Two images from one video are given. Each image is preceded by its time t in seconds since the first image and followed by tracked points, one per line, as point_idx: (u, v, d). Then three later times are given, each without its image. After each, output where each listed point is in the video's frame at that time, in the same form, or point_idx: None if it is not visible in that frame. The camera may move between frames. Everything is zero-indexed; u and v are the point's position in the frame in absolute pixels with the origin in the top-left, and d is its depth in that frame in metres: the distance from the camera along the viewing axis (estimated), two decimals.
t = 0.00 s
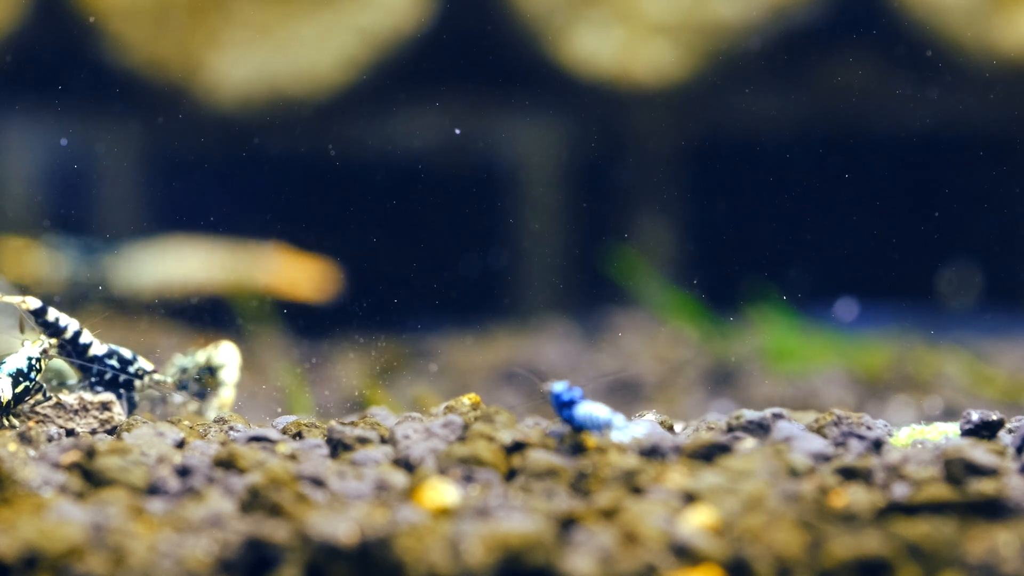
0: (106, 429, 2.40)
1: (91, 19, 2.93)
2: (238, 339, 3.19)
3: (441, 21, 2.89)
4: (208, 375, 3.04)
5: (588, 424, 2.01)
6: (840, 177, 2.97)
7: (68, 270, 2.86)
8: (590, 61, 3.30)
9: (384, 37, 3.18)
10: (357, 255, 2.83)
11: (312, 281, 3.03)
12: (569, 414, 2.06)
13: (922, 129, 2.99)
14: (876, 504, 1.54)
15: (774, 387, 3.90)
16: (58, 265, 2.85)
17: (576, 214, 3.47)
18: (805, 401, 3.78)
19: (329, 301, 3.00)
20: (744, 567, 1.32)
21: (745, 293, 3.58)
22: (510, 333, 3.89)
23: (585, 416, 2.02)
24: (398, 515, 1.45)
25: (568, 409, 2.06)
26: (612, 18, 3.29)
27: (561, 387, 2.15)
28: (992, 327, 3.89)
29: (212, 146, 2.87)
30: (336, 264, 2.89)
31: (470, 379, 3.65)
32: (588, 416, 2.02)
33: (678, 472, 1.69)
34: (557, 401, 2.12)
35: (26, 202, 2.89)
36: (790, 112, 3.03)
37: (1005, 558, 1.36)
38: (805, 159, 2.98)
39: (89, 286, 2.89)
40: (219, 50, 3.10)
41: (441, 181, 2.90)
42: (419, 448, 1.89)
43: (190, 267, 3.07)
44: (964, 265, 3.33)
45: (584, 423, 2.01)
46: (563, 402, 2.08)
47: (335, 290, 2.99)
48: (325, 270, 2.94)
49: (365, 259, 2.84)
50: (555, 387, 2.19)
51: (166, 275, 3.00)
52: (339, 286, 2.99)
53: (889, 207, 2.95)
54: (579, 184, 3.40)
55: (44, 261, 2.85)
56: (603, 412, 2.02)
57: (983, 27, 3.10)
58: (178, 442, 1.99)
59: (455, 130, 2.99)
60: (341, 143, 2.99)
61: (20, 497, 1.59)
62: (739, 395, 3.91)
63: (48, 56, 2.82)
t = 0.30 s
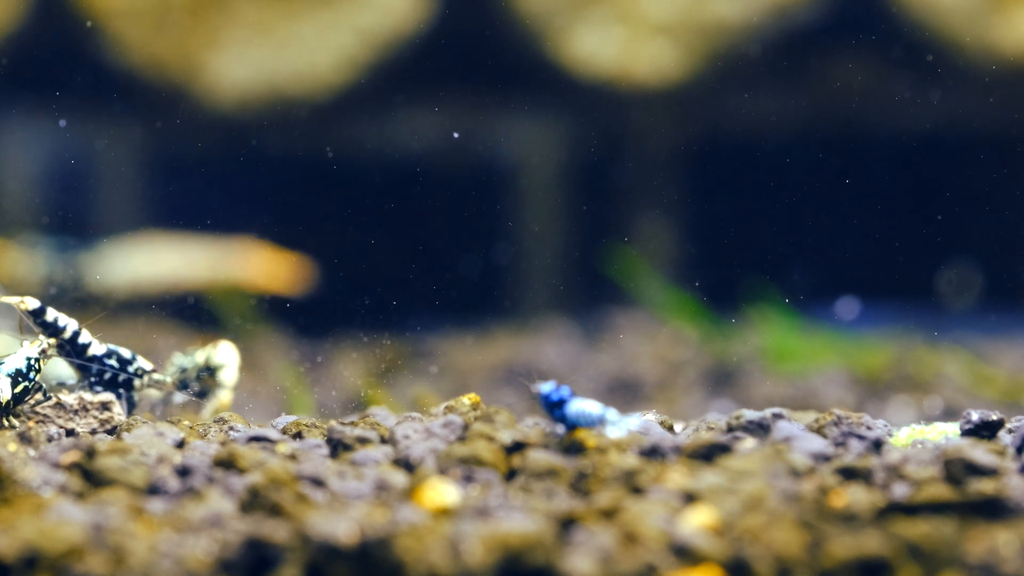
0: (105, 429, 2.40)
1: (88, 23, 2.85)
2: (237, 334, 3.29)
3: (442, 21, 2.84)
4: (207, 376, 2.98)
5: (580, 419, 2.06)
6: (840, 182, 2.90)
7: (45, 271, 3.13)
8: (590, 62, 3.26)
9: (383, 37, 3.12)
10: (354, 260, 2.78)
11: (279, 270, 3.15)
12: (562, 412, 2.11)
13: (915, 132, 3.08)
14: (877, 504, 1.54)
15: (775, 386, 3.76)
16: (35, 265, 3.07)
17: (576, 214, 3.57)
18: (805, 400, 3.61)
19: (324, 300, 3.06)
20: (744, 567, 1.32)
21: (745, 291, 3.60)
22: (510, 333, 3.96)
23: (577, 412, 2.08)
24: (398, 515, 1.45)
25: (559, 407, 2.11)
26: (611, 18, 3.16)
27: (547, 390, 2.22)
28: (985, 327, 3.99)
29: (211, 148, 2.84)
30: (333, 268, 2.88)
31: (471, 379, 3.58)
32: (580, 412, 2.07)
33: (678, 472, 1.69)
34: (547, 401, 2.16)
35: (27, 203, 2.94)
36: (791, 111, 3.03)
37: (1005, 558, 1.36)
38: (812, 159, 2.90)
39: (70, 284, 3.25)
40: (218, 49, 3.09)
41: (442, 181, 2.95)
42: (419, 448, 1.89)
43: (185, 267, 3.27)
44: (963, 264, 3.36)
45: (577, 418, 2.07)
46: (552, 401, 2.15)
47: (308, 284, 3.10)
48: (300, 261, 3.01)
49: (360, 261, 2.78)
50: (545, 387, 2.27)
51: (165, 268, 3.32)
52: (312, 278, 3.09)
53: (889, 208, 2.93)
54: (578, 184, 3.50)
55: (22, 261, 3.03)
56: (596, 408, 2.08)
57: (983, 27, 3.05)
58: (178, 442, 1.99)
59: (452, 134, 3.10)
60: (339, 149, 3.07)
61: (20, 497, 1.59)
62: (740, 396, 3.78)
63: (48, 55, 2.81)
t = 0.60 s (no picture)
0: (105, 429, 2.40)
1: (86, 28, 2.85)
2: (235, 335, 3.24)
3: (441, 24, 2.84)
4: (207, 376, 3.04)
5: (581, 416, 2.08)
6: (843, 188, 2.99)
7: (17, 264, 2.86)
8: (591, 63, 3.23)
9: (383, 37, 3.06)
10: (363, 259, 2.85)
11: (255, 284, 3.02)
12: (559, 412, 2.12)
13: (918, 132, 3.04)
14: (876, 504, 1.54)
15: (775, 386, 3.90)
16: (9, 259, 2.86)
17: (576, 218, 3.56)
18: (805, 400, 3.77)
19: (321, 298, 2.98)
20: (744, 566, 1.32)
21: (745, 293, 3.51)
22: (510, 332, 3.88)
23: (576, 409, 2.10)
24: (398, 515, 1.45)
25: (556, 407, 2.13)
26: (612, 18, 3.17)
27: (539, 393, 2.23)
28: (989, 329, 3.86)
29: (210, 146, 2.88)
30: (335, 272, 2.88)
31: (470, 378, 3.57)
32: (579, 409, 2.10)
33: (678, 472, 1.69)
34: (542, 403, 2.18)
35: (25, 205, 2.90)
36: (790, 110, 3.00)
37: (1004, 558, 1.36)
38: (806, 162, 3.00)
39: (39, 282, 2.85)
40: (218, 49, 3.06)
41: (443, 181, 2.97)
42: (419, 448, 1.89)
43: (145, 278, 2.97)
44: (964, 264, 3.36)
45: (576, 416, 2.08)
46: (549, 401, 2.17)
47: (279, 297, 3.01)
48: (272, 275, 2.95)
49: (362, 261, 2.85)
50: (538, 388, 2.29)
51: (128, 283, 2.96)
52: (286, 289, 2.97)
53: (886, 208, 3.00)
54: (578, 185, 3.46)
55: None
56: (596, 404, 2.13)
57: (982, 27, 3.04)
58: (178, 442, 1.99)
59: (451, 138, 3.03)
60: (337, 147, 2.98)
61: (20, 497, 1.59)
62: (739, 396, 3.88)
63: (47, 55, 2.81)
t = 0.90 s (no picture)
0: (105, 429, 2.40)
1: (85, 32, 2.84)
2: (235, 335, 3.19)
3: (443, 22, 2.85)
4: (207, 376, 3.01)
5: (579, 415, 2.09)
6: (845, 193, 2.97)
7: None
8: (592, 64, 3.26)
9: (383, 36, 3.10)
10: (362, 260, 2.83)
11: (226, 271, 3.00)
12: (557, 414, 2.10)
13: (923, 125, 3.01)
14: (876, 504, 1.54)
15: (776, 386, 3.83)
16: None
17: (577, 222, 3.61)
18: (805, 400, 3.67)
19: (323, 298, 2.96)
20: (744, 566, 1.32)
21: (746, 290, 3.53)
22: (510, 332, 3.88)
23: (574, 410, 2.09)
24: (398, 515, 1.45)
25: (554, 411, 2.11)
26: (611, 18, 3.19)
27: (535, 399, 2.21)
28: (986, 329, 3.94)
29: (212, 145, 2.90)
30: (336, 274, 2.87)
31: (470, 378, 3.50)
32: (578, 410, 2.10)
33: (678, 472, 1.69)
34: (540, 408, 2.15)
35: (25, 207, 2.93)
36: (791, 113, 3.06)
37: (1005, 558, 1.36)
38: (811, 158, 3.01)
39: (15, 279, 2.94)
40: (218, 50, 3.07)
41: (439, 185, 2.90)
42: (419, 448, 1.89)
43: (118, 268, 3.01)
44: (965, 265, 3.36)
45: (574, 416, 2.08)
46: (546, 405, 2.14)
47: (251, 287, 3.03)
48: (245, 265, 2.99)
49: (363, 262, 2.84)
50: (532, 397, 2.27)
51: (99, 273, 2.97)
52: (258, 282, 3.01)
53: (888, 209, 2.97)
54: (579, 187, 3.47)
55: None
56: (595, 402, 2.16)
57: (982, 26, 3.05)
58: (178, 442, 1.99)
59: (451, 141, 3.03)
60: (336, 150, 3.00)
61: (20, 497, 1.59)
62: (739, 395, 3.86)
63: (48, 56, 2.80)
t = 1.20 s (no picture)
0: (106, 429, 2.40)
1: (82, 36, 2.85)
2: (236, 336, 3.10)
3: (443, 21, 2.87)
4: (207, 377, 3.05)
5: (579, 416, 2.09)
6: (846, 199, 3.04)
7: None
8: (591, 61, 3.22)
9: (384, 36, 3.08)
10: (362, 261, 2.85)
11: (210, 279, 2.93)
12: (556, 414, 2.09)
13: (921, 129, 3.05)
14: (876, 504, 1.54)
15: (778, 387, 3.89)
16: None
17: (579, 225, 3.55)
18: (805, 401, 3.77)
19: (324, 298, 2.96)
20: (744, 566, 1.32)
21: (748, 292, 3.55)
22: (510, 333, 3.74)
23: (575, 409, 2.10)
24: (398, 515, 1.45)
25: (553, 412, 2.10)
26: (611, 18, 3.20)
27: (533, 399, 2.20)
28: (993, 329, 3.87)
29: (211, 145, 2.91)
30: (335, 274, 2.88)
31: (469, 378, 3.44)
32: (577, 410, 2.10)
33: (678, 472, 1.69)
34: (539, 409, 2.13)
35: (23, 207, 2.88)
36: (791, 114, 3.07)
37: (1004, 558, 1.36)
38: (807, 156, 3.08)
39: None
40: (219, 49, 3.04)
41: (439, 184, 2.96)
42: (419, 448, 1.89)
43: (102, 273, 2.91)
44: (965, 267, 3.35)
45: (574, 416, 2.08)
46: (545, 406, 2.13)
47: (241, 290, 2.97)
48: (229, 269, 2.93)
49: (366, 262, 2.86)
50: (529, 398, 2.24)
51: (82, 277, 2.88)
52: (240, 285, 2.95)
53: (889, 210, 3.05)
54: (579, 188, 3.42)
55: None
56: (596, 403, 2.16)
57: (982, 26, 3.02)
58: (178, 442, 1.99)
59: (450, 144, 3.04)
60: (334, 151, 3.02)
61: (20, 496, 1.59)
62: (740, 396, 3.90)
63: (48, 56, 2.84)
